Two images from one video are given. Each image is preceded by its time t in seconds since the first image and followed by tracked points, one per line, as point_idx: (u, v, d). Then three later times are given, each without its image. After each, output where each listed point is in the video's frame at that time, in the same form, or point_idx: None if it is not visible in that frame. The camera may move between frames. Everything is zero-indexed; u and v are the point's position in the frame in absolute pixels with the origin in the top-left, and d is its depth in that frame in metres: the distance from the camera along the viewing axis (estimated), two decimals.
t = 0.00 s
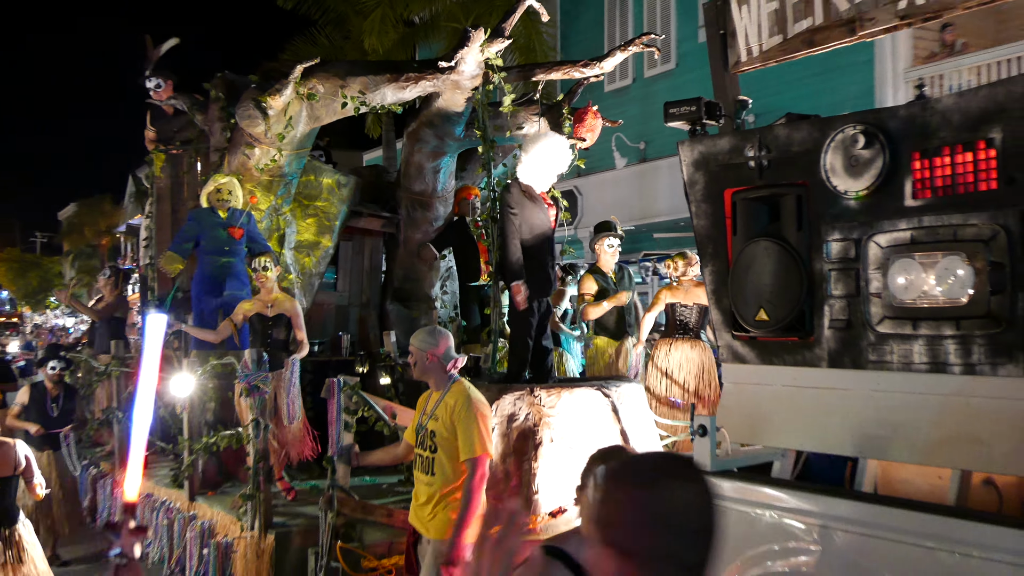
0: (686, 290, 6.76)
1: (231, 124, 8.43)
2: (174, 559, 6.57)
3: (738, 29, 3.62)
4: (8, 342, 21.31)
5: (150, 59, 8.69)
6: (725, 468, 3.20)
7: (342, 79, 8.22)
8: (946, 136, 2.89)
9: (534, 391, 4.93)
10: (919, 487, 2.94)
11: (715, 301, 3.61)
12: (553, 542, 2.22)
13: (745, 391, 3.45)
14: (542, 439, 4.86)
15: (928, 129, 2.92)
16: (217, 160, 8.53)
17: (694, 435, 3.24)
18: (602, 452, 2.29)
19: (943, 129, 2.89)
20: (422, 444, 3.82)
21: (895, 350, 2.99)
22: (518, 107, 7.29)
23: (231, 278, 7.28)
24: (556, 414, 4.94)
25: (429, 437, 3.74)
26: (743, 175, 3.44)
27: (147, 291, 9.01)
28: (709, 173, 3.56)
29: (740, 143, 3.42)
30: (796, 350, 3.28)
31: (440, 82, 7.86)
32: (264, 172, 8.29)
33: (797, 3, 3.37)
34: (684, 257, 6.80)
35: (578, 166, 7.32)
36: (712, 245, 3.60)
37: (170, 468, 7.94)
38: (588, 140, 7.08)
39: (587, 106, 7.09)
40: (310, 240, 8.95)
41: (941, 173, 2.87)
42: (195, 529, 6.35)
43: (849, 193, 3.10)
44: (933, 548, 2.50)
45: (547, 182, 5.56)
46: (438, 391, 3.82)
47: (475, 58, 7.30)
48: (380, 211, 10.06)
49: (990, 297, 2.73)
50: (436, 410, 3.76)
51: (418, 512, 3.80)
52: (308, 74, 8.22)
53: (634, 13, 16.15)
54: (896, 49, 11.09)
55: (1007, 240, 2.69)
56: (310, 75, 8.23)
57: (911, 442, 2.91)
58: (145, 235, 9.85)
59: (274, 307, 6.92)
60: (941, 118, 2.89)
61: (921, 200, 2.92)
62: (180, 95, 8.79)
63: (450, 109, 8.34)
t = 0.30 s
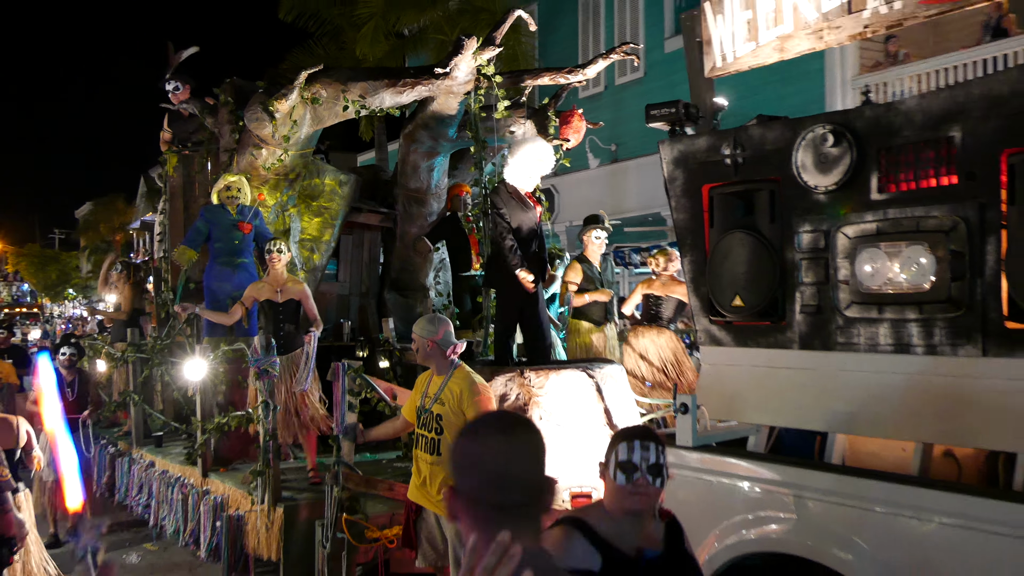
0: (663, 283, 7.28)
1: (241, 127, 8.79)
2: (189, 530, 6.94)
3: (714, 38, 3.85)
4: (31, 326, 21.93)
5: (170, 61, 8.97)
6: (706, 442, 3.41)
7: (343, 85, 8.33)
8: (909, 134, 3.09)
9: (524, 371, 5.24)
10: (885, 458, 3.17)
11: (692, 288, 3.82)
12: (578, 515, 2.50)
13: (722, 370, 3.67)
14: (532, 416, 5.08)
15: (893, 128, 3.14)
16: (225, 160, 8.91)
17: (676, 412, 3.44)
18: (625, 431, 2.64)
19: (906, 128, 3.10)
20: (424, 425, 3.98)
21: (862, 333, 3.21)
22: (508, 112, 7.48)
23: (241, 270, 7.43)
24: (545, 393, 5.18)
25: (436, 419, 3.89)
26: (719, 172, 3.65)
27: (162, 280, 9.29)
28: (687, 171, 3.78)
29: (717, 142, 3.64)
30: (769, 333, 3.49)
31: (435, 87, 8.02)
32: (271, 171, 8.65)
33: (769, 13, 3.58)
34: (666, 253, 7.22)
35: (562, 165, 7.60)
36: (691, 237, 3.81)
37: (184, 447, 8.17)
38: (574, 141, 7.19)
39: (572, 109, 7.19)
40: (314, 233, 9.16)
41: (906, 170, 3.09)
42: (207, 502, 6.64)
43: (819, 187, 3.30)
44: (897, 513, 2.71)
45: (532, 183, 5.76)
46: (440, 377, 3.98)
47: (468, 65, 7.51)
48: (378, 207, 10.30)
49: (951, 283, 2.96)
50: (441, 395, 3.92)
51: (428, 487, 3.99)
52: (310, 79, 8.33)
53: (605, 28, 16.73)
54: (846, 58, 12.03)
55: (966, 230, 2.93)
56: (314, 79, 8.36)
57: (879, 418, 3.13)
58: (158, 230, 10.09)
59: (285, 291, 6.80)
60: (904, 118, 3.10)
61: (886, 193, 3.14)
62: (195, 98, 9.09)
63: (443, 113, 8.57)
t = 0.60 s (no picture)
0: (632, 273, 7.41)
1: (251, 124, 8.84)
2: (203, 499, 7.10)
3: (695, 43, 4.07)
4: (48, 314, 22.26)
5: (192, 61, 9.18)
6: (687, 420, 3.64)
7: (348, 85, 8.68)
8: (878, 133, 3.30)
9: (516, 354, 5.86)
10: (853, 434, 3.40)
11: (675, 276, 4.04)
12: (589, 497, 2.69)
13: (701, 353, 3.88)
14: (522, 395, 5.80)
15: (863, 128, 3.34)
16: (237, 157, 8.98)
17: (660, 392, 3.62)
18: (628, 416, 2.81)
19: (875, 128, 3.31)
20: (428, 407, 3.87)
21: (833, 319, 3.43)
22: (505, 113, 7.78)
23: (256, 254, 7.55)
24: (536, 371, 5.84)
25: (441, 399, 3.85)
26: (701, 168, 3.87)
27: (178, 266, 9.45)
28: (671, 167, 4.00)
29: (699, 140, 3.86)
30: (746, 318, 3.71)
31: (432, 88, 8.35)
32: (280, 165, 8.83)
33: (746, 20, 3.82)
34: (640, 244, 7.27)
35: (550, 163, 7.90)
36: (674, 227, 4.02)
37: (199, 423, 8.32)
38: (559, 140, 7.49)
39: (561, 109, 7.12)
40: (321, 224, 9.12)
41: (876, 167, 3.30)
42: (219, 474, 6.86)
43: (794, 182, 3.52)
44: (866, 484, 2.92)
45: (530, 177, 6.01)
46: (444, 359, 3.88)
47: (464, 67, 7.72)
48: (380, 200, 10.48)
49: (917, 272, 3.20)
50: (444, 375, 3.82)
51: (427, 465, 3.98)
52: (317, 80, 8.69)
53: (584, 36, 17.28)
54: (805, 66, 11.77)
55: (931, 223, 3.15)
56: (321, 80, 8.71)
57: (849, 399, 3.34)
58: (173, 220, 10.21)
59: (313, 280, 6.89)
60: (873, 118, 3.31)
61: (857, 188, 3.35)
62: (211, 97, 9.06)
63: (441, 112, 8.93)
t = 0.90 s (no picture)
0: (611, 264, 7.55)
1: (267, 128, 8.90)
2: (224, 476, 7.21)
3: (683, 52, 4.33)
4: (71, 309, 22.49)
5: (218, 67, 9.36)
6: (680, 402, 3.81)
7: (359, 92, 8.66)
8: (855, 135, 3.49)
9: (516, 340, 5.51)
10: (832, 415, 3.63)
11: (666, 268, 4.28)
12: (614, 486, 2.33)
13: (690, 340, 4.13)
14: (521, 380, 5.40)
15: (841, 131, 3.53)
16: (257, 156, 8.95)
17: (653, 376, 3.79)
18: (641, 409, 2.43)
19: (853, 130, 3.50)
20: (436, 388, 4.12)
21: (814, 308, 3.64)
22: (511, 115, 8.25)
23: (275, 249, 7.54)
24: (535, 359, 5.47)
25: (443, 384, 4.01)
26: (690, 168, 4.10)
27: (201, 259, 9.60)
28: (661, 167, 4.23)
29: (687, 142, 4.09)
30: (732, 308, 3.95)
31: (437, 94, 8.32)
32: (295, 166, 8.79)
33: (730, 30, 4.06)
34: (614, 238, 7.41)
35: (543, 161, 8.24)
36: (664, 223, 4.26)
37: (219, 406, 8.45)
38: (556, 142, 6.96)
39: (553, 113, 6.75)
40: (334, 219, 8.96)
41: (853, 167, 3.49)
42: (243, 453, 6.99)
43: (777, 181, 3.72)
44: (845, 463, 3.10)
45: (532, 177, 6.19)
46: (453, 346, 4.08)
47: (466, 75, 7.88)
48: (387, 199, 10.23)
49: (892, 264, 3.37)
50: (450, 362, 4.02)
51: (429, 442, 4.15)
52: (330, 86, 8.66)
53: (572, 47, 18.13)
54: (775, 74, 12.63)
55: (905, 219, 3.33)
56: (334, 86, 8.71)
57: (830, 383, 3.55)
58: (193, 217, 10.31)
59: (336, 270, 6.60)
60: (851, 122, 3.50)
61: (836, 186, 3.55)
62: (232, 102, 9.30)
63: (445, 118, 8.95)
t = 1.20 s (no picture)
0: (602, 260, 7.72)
1: (282, 133, 9.09)
2: (243, 460, 7.38)
3: (673, 61, 4.58)
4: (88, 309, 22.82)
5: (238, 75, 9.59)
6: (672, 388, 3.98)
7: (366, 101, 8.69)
8: (837, 138, 3.58)
9: (516, 332, 5.64)
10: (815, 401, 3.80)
11: (658, 264, 4.47)
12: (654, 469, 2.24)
13: (681, 331, 4.32)
14: (521, 370, 5.51)
15: (824, 134, 3.62)
16: (269, 162, 9.22)
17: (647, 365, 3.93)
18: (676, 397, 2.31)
19: (834, 133, 3.59)
20: (443, 378, 4.35)
21: (798, 301, 3.78)
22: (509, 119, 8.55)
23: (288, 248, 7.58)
24: (535, 350, 5.60)
25: (448, 374, 4.25)
26: (680, 169, 4.26)
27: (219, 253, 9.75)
28: (653, 169, 4.40)
29: (678, 145, 4.25)
30: (720, 301, 4.12)
31: (440, 102, 8.43)
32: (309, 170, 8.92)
33: (718, 40, 4.31)
34: (601, 236, 7.59)
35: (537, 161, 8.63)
36: (656, 222, 4.45)
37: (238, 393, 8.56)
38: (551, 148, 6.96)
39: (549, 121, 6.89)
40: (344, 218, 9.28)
41: (835, 168, 3.60)
42: (258, 438, 6.98)
43: (762, 182, 3.84)
44: (828, 444, 3.17)
45: (525, 181, 6.44)
46: (456, 339, 4.29)
47: (469, 84, 8.07)
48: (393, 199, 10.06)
49: (871, 261, 3.48)
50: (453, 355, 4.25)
51: (435, 428, 4.41)
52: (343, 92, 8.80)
53: (561, 59, 19.16)
54: (748, 85, 13.55)
55: (883, 218, 3.43)
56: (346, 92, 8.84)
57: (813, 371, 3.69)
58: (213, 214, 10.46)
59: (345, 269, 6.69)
60: (833, 126, 3.59)
61: (818, 187, 3.66)
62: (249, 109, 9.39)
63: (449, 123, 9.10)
